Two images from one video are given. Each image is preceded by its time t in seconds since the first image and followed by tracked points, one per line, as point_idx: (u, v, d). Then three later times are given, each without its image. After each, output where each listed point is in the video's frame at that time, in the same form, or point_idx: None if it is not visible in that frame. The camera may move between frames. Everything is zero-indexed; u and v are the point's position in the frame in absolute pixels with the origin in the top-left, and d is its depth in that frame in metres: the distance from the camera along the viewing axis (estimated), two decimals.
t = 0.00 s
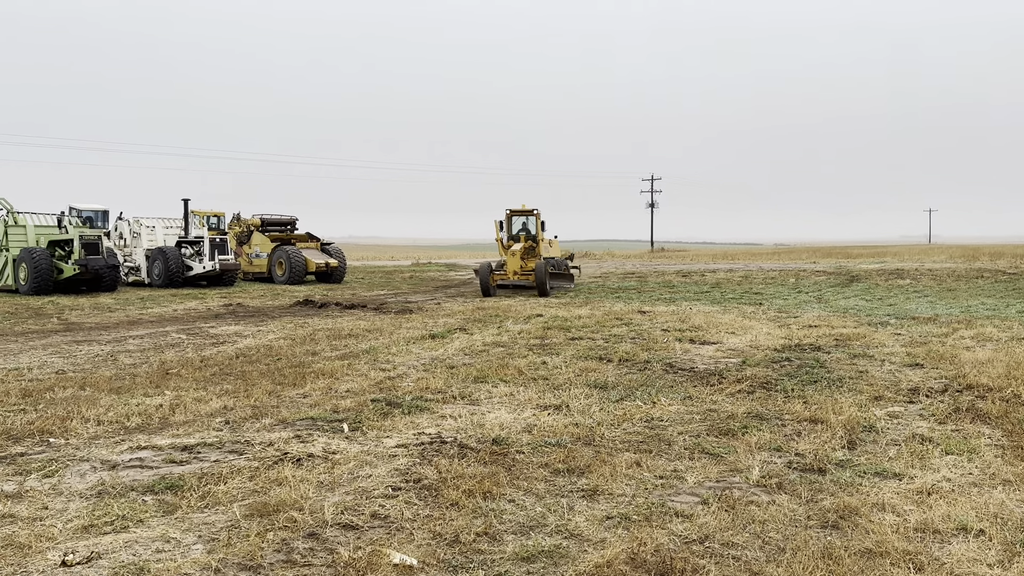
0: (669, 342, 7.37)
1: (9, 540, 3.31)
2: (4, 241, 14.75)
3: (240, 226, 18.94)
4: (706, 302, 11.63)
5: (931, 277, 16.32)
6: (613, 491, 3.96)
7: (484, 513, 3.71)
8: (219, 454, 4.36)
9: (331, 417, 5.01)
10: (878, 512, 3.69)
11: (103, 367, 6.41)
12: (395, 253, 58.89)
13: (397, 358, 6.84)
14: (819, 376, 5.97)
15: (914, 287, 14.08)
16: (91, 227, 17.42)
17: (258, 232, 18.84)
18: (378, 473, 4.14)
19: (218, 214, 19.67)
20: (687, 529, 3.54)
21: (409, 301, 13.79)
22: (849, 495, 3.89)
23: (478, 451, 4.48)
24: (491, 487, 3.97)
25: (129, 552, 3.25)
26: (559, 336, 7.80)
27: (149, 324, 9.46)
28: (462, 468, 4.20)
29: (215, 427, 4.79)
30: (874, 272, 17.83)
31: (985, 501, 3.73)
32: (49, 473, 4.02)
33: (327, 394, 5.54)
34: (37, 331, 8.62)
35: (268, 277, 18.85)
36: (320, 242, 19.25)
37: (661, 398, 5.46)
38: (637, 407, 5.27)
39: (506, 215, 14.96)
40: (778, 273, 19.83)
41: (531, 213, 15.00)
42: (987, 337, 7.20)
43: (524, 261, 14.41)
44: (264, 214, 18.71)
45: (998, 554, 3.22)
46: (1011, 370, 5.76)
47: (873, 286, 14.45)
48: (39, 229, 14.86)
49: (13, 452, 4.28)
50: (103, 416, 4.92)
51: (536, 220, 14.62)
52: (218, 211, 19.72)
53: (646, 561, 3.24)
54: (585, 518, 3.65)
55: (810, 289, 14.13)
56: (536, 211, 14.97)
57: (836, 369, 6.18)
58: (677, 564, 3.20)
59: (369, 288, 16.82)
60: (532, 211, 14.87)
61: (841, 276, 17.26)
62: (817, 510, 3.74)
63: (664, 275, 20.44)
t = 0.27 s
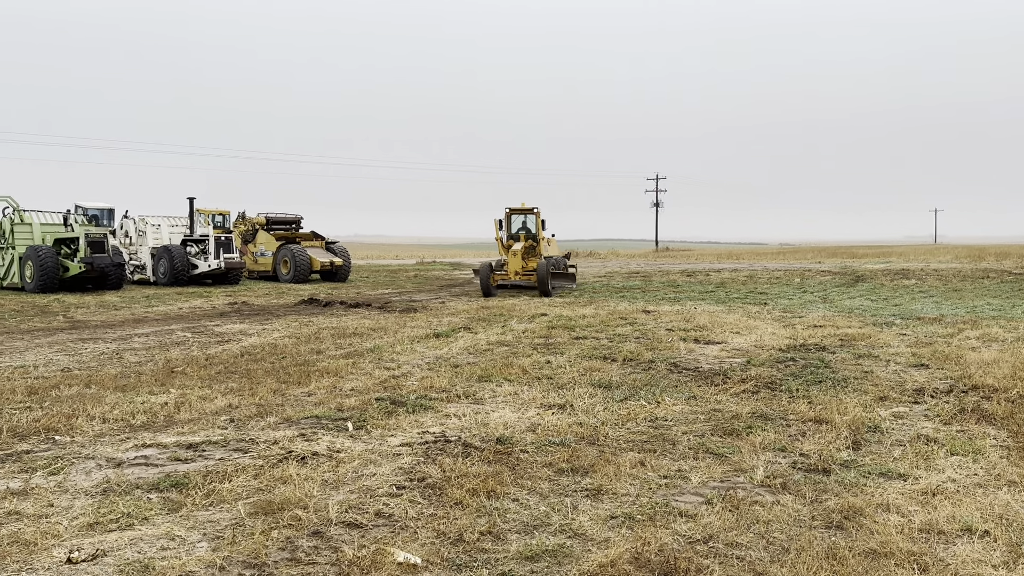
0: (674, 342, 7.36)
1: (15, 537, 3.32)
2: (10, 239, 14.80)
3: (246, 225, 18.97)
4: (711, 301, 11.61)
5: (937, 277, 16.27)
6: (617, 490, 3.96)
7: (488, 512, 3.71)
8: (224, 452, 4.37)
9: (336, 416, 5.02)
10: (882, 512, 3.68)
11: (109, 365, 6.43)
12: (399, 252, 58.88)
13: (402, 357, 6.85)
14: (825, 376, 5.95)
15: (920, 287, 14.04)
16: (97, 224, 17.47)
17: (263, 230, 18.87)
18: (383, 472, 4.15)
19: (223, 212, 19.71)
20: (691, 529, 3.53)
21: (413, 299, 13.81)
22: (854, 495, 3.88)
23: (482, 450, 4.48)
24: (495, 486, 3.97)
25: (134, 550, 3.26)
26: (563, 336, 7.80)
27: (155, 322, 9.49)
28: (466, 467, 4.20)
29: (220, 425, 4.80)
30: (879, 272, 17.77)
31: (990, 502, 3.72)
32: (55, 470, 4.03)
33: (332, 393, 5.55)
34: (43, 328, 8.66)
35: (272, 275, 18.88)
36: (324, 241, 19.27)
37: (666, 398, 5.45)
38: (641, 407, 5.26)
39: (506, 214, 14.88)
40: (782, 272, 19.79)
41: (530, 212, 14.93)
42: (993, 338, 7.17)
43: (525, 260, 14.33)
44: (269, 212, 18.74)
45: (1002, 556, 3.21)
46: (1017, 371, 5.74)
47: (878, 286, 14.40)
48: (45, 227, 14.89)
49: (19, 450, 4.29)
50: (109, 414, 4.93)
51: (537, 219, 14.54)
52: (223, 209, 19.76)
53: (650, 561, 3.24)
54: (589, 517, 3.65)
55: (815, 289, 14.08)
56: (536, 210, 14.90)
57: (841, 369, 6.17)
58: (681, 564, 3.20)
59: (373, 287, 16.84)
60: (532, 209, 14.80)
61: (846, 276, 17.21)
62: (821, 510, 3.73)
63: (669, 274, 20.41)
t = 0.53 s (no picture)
0: (678, 341, 7.36)
1: (20, 535, 3.33)
2: (16, 237, 14.83)
3: (250, 224, 18.98)
4: (715, 301, 11.60)
5: (942, 277, 16.20)
6: (620, 490, 3.95)
7: (491, 511, 3.71)
8: (228, 450, 4.38)
9: (339, 414, 5.02)
10: (886, 513, 3.67)
11: (113, 363, 6.44)
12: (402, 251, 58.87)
13: (406, 356, 6.85)
14: (829, 376, 5.94)
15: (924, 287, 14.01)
16: (102, 223, 17.51)
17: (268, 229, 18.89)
18: (386, 471, 4.15)
19: (227, 211, 19.73)
20: (695, 529, 3.53)
21: (417, 298, 13.81)
22: (858, 496, 3.87)
23: (485, 449, 4.48)
24: (499, 485, 3.98)
25: (138, 548, 3.26)
26: (567, 335, 7.79)
27: (159, 321, 9.52)
28: (470, 467, 4.20)
29: (224, 423, 4.80)
30: (883, 272, 17.73)
31: (995, 503, 3.71)
32: (59, 468, 4.04)
33: (336, 392, 5.55)
34: (48, 327, 8.68)
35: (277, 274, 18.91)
36: (328, 240, 19.30)
37: (669, 397, 5.44)
38: (645, 406, 5.26)
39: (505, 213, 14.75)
40: (786, 272, 19.76)
41: (530, 210, 14.79)
42: (998, 338, 7.14)
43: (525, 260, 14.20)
44: (273, 211, 18.77)
45: (1007, 557, 3.20)
46: (1022, 372, 5.72)
47: (883, 286, 14.35)
48: (50, 225, 14.91)
49: (25, 447, 4.30)
50: (113, 412, 4.94)
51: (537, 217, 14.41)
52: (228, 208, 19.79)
53: (654, 561, 3.24)
54: (593, 517, 3.65)
55: (820, 289, 14.04)
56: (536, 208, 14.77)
57: (846, 370, 6.15)
58: (684, 564, 3.20)
59: (377, 286, 16.86)
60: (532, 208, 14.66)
61: (850, 277, 17.15)
62: (825, 511, 3.72)
63: (672, 273, 20.38)
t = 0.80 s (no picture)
0: (681, 342, 7.35)
1: (26, 534, 3.34)
2: (21, 236, 14.84)
3: (254, 223, 18.99)
4: (719, 301, 11.60)
5: (945, 277, 16.18)
6: (625, 490, 3.95)
7: (496, 511, 3.71)
8: (233, 449, 4.38)
9: (344, 414, 5.02)
10: (891, 514, 3.66)
11: (118, 362, 6.45)
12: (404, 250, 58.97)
13: (410, 356, 6.85)
14: (834, 377, 5.93)
15: (928, 287, 13.98)
16: (107, 222, 17.54)
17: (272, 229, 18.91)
18: (391, 470, 4.15)
19: (231, 210, 19.75)
20: (700, 530, 3.53)
21: (421, 298, 13.82)
22: (863, 496, 3.87)
23: (490, 449, 4.48)
24: (503, 485, 3.97)
25: (143, 547, 3.27)
26: (571, 335, 7.79)
27: (164, 320, 9.53)
28: (474, 467, 4.20)
29: (229, 422, 4.81)
30: (887, 273, 17.71)
31: (1000, 504, 3.69)
32: (65, 467, 4.04)
33: (340, 391, 5.55)
34: (53, 326, 8.69)
35: (280, 274, 18.93)
36: (332, 239, 19.31)
37: (674, 398, 5.44)
38: (649, 407, 5.25)
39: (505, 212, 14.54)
40: (789, 272, 19.74)
41: (530, 210, 14.58)
42: (1003, 339, 7.13)
43: (525, 260, 14.04)
44: (277, 210, 18.79)
45: (1013, 558, 3.19)
46: None
47: (887, 286, 14.32)
48: (55, 225, 14.92)
49: (30, 446, 4.31)
50: (118, 411, 4.95)
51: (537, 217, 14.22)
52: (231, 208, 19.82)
53: (659, 561, 3.23)
54: (598, 517, 3.65)
55: (824, 289, 14.03)
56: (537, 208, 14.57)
57: (850, 370, 6.14)
58: (689, 564, 3.19)
59: (380, 285, 16.87)
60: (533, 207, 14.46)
61: (854, 277, 17.12)
62: (830, 512, 3.71)
63: (675, 273, 20.37)
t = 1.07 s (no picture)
0: (686, 342, 7.34)
1: (30, 532, 3.34)
2: (26, 236, 14.87)
3: (258, 223, 19.00)
4: (723, 302, 11.58)
5: (949, 278, 16.15)
6: (629, 491, 3.94)
7: (500, 511, 3.70)
8: (237, 449, 4.38)
9: (348, 414, 5.02)
10: (897, 515, 3.65)
11: (123, 362, 6.45)
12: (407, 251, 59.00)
13: (413, 356, 6.85)
14: (839, 378, 5.92)
15: (933, 288, 13.94)
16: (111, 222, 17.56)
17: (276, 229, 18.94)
18: (395, 470, 4.15)
19: (235, 210, 19.77)
20: (704, 531, 3.52)
21: (425, 299, 13.83)
22: (868, 497, 3.85)
23: (494, 449, 4.47)
24: (507, 485, 3.97)
25: (148, 546, 3.27)
26: (575, 335, 7.78)
27: (168, 320, 9.54)
28: (478, 467, 4.20)
29: (233, 422, 4.81)
30: (891, 274, 17.68)
31: (1006, 506, 3.68)
32: (70, 466, 4.05)
33: (344, 391, 5.56)
34: (58, 325, 8.70)
35: (284, 274, 18.95)
36: (336, 240, 19.32)
37: (678, 398, 5.43)
38: (653, 407, 5.24)
39: (505, 212, 14.18)
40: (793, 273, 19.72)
41: (531, 209, 14.18)
42: (1009, 340, 7.11)
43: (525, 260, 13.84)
44: (281, 211, 18.81)
45: (1019, 560, 3.18)
46: None
47: (891, 287, 14.30)
48: (59, 225, 14.91)
49: (35, 445, 4.32)
50: (123, 411, 4.95)
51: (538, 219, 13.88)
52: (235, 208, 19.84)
53: (663, 561, 3.23)
54: (602, 518, 3.64)
55: (828, 290, 14.02)
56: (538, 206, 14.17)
57: (855, 371, 6.13)
58: (694, 565, 3.19)
59: (384, 286, 16.88)
60: (533, 207, 14.06)
61: (858, 278, 17.09)
62: (835, 513, 3.70)
63: (679, 274, 20.35)
